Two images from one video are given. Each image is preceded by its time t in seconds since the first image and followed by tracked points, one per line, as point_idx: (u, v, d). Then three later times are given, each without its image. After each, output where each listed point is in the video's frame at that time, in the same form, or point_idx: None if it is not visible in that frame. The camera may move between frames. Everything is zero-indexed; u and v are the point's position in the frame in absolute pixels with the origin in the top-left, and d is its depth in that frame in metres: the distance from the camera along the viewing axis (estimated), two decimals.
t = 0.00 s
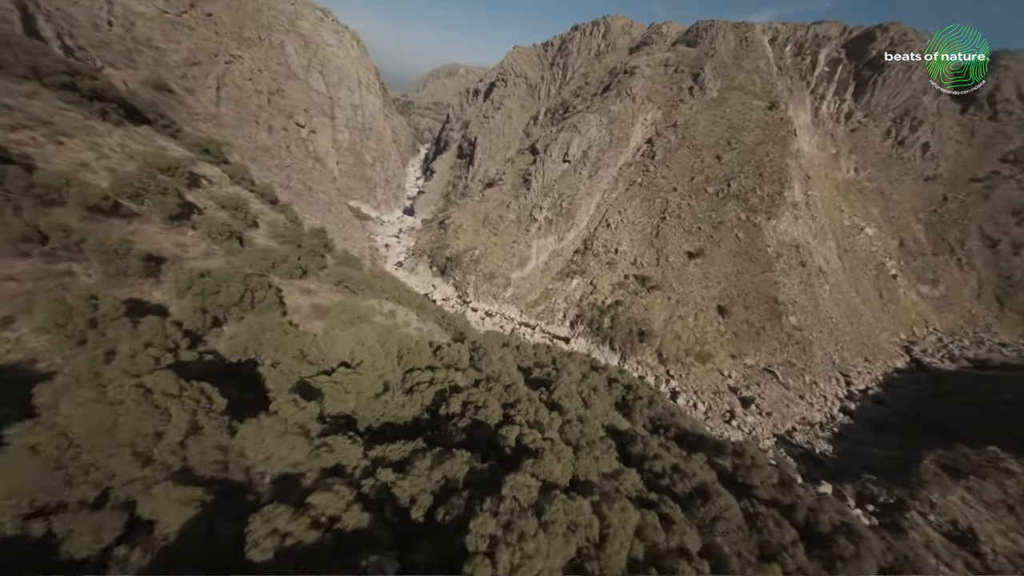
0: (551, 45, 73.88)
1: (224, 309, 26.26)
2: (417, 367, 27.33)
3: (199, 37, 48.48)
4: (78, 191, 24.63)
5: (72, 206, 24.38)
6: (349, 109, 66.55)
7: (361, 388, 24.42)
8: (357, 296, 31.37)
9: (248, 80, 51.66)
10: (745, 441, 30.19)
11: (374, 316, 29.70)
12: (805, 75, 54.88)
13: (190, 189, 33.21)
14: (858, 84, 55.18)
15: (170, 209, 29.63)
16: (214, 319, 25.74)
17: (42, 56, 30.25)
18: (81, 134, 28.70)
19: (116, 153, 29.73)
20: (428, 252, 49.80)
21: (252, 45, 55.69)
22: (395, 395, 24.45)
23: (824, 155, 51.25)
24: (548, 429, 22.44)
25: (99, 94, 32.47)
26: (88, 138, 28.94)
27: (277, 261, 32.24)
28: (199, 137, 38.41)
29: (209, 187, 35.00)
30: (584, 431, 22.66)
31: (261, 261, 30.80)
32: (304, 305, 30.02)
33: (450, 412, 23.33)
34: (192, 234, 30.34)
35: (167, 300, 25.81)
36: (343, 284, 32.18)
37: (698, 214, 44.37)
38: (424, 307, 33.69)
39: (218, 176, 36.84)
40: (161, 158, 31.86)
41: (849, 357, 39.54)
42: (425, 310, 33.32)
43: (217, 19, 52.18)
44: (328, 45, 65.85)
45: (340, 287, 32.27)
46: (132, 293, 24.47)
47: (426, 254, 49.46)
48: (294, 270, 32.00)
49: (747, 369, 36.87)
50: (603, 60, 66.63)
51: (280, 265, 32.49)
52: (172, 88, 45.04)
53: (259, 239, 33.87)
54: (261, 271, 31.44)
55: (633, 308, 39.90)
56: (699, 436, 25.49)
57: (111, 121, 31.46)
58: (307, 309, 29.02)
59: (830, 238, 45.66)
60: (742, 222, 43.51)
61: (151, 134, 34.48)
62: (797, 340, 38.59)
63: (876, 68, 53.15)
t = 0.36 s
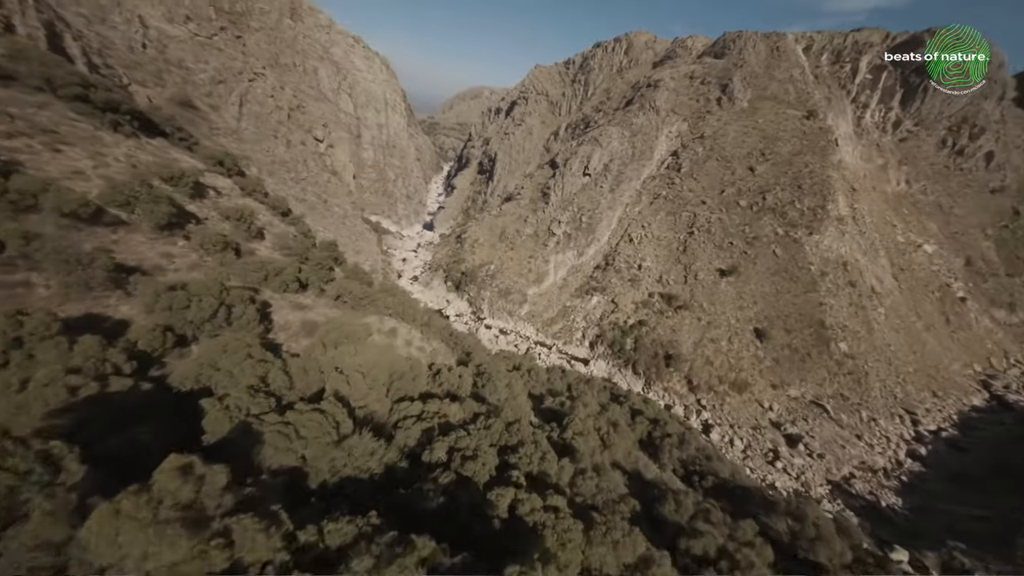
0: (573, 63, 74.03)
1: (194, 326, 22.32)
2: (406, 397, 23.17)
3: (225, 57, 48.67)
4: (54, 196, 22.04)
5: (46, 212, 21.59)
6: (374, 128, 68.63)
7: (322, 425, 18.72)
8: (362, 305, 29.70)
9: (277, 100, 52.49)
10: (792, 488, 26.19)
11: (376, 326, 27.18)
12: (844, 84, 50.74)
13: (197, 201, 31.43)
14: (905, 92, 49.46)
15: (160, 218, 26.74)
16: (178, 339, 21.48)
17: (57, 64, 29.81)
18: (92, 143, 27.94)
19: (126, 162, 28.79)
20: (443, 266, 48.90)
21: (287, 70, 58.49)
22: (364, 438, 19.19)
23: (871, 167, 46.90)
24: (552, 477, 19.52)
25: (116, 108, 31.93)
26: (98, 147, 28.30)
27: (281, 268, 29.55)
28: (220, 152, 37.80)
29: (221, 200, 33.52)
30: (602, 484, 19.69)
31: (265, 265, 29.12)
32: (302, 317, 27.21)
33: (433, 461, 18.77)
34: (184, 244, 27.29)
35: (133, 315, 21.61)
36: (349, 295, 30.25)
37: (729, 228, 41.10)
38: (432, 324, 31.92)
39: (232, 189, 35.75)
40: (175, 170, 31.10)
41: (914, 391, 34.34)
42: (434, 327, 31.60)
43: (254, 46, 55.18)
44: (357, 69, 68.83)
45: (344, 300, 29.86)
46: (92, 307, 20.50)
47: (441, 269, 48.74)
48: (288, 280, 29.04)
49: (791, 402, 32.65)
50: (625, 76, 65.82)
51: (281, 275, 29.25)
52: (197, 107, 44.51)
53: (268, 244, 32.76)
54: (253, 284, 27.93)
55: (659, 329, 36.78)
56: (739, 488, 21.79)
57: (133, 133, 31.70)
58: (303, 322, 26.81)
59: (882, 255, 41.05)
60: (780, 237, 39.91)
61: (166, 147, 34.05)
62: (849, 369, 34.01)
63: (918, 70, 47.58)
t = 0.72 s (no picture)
0: (592, 82, 73.80)
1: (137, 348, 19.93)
2: (390, 439, 21.15)
3: (246, 75, 46.68)
4: (13, 203, 20.24)
5: None
6: (395, 147, 70.14)
7: (246, 494, 15.44)
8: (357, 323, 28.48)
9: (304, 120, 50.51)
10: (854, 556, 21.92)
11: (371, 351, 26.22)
12: (884, 92, 47.40)
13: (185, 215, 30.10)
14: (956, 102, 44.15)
15: (136, 228, 25.20)
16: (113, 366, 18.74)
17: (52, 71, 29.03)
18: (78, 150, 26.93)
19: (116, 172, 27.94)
20: (456, 283, 47.58)
21: (317, 94, 61.62)
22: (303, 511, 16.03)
23: (920, 180, 42.25)
24: (559, 550, 16.36)
25: (118, 120, 30.93)
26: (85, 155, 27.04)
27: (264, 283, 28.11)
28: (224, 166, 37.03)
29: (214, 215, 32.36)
30: (622, 571, 15.95)
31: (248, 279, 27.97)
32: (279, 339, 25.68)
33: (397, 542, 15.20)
34: (162, 257, 25.94)
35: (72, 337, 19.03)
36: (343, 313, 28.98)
37: (762, 245, 37.69)
38: (435, 341, 29.98)
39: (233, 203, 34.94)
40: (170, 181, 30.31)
41: (999, 437, 28.81)
42: (435, 344, 29.63)
43: (286, 73, 58.61)
44: (381, 92, 71.24)
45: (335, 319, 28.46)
46: (30, 326, 18.21)
47: (454, 285, 47.35)
48: (266, 296, 27.50)
49: (844, 444, 28.33)
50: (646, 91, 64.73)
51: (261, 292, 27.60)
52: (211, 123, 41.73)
53: (267, 258, 32.44)
54: (226, 304, 26.09)
55: (686, 355, 33.49)
56: (797, 565, 17.85)
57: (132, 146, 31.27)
58: (281, 343, 25.41)
59: (943, 276, 36.22)
60: (821, 255, 36.20)
61: (166, 160, 32.87)
62: (913, 408, 29.17)
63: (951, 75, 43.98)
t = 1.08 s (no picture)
0: (608, 96, 73.08)
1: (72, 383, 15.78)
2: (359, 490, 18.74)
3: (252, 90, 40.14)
4: None
5: None
6: (411, 163, 70.83)
7: None
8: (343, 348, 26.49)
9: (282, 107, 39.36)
10: None
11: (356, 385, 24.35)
12: (922, 101, 43.54)
13: (168, 220, 24.42)
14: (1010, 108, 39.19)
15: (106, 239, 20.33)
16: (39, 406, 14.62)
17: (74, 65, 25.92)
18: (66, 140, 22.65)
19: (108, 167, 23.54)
20: (466, 298, 46.05)
21: (337, 113, 63.33)
22: None
23: (973, 192, 38.06)
24: None
25: (113, 127, 25.20)
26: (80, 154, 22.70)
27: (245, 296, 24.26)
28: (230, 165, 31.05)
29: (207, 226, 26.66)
30: None
31: (233, 291, 23.99)
32: (248, 363, 22.34)
33: None
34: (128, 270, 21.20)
35: None
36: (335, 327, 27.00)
37: (795, 261, 34.51)
38: (431, 365, 27.79)
39: (233, 212, 28.97)
40: (159, 184, 25.33)
41: None
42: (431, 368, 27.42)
43: (310, 94, 60.78)
44: (400, 110, 72.65)
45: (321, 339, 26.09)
46: None
47: (463, 300, 45.82)
48: (243, 314, 23.68)
49: (905, 493, 24.23)
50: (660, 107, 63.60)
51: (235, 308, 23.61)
52: (224, 138, 33.58)
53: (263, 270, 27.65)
54: (193, 321, 22.03)
55: (712, 381, 30.35)
56: None
57: (152, 146, 27.23)
58: (255, 368, 22.26)
59: (1010, 298, 31.81)
60: (863, 273, 32.65)
61: (166, 170, 26.94)
62: (987, 452, 24.80)
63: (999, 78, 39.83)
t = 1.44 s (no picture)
0: (624, 107, 71.60)
1: None
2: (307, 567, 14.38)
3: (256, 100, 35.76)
4: None
5: None
6: (425, 176, 70.97)
7: None
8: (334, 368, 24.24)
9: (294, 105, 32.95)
10: None
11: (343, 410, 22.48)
12: (971, 102, 37.10)
13: (150, 230, 21.35)
14: None
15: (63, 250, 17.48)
16: None
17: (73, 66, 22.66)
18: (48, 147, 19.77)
19: (99, 174, 21.09)
20: (475, 311, 44.28)
21: (354, 128, 64.28)
22: None
23: None
24: None
25: (103, 135, 22.09)
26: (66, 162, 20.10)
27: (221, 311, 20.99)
28: (235, 171, 27.20)
29: (196, 235, 23.36)
30: None
31: (199, 307, 20.49)
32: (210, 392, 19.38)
33: None
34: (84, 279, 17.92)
35: None
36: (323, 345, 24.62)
37: (835, 276, 30.97)
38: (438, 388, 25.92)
39: (231, 223, 25.53)
40: (146, 192, 22.31)
41: None
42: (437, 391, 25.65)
43: (330, 110, 62.17)
44: (416, 125, 73.44)
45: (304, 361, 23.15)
46: None
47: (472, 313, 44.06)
48: (210, 332, 20.25)
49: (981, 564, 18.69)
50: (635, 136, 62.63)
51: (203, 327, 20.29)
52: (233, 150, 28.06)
53: (251, 283, 24.65)
54: (149, 345, 18.73)
55: (743, 410, 27.08)
56: None
57: (149, 154, 24.26)
58: (212, 397, 19.13)
59: None
60: (916, 291, 28.46)
61: (160, 178, 23.89)
62: None
63: None
